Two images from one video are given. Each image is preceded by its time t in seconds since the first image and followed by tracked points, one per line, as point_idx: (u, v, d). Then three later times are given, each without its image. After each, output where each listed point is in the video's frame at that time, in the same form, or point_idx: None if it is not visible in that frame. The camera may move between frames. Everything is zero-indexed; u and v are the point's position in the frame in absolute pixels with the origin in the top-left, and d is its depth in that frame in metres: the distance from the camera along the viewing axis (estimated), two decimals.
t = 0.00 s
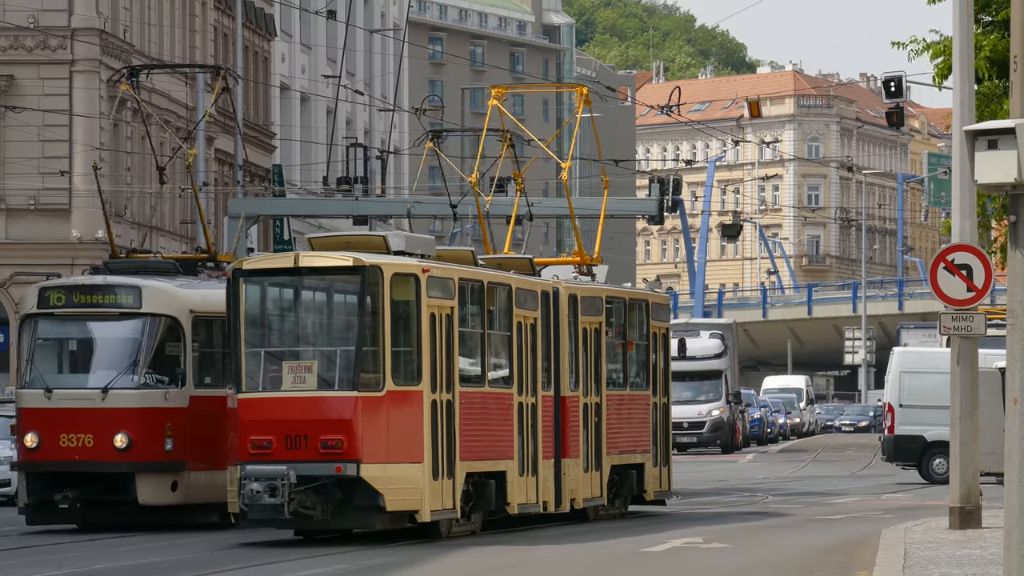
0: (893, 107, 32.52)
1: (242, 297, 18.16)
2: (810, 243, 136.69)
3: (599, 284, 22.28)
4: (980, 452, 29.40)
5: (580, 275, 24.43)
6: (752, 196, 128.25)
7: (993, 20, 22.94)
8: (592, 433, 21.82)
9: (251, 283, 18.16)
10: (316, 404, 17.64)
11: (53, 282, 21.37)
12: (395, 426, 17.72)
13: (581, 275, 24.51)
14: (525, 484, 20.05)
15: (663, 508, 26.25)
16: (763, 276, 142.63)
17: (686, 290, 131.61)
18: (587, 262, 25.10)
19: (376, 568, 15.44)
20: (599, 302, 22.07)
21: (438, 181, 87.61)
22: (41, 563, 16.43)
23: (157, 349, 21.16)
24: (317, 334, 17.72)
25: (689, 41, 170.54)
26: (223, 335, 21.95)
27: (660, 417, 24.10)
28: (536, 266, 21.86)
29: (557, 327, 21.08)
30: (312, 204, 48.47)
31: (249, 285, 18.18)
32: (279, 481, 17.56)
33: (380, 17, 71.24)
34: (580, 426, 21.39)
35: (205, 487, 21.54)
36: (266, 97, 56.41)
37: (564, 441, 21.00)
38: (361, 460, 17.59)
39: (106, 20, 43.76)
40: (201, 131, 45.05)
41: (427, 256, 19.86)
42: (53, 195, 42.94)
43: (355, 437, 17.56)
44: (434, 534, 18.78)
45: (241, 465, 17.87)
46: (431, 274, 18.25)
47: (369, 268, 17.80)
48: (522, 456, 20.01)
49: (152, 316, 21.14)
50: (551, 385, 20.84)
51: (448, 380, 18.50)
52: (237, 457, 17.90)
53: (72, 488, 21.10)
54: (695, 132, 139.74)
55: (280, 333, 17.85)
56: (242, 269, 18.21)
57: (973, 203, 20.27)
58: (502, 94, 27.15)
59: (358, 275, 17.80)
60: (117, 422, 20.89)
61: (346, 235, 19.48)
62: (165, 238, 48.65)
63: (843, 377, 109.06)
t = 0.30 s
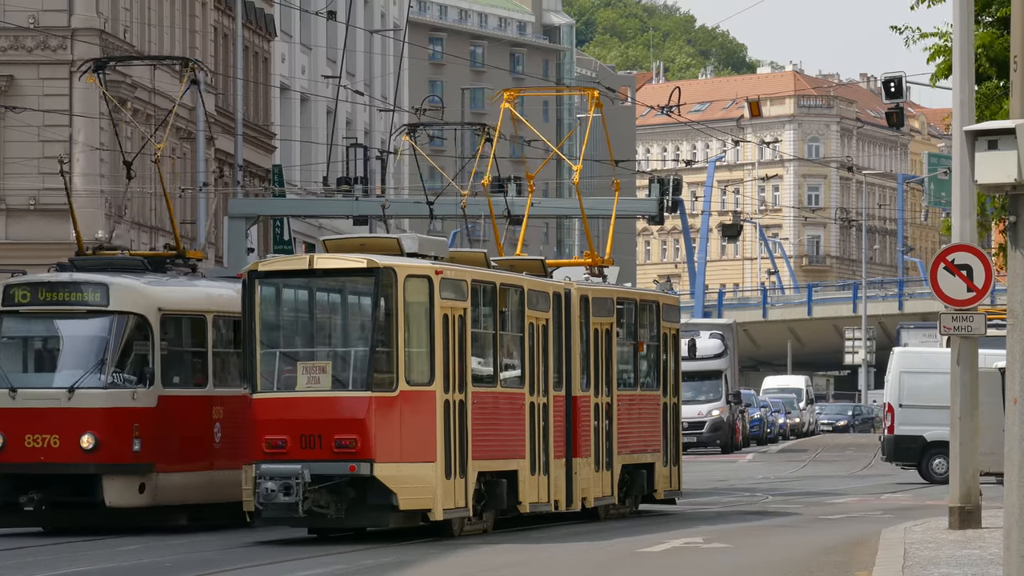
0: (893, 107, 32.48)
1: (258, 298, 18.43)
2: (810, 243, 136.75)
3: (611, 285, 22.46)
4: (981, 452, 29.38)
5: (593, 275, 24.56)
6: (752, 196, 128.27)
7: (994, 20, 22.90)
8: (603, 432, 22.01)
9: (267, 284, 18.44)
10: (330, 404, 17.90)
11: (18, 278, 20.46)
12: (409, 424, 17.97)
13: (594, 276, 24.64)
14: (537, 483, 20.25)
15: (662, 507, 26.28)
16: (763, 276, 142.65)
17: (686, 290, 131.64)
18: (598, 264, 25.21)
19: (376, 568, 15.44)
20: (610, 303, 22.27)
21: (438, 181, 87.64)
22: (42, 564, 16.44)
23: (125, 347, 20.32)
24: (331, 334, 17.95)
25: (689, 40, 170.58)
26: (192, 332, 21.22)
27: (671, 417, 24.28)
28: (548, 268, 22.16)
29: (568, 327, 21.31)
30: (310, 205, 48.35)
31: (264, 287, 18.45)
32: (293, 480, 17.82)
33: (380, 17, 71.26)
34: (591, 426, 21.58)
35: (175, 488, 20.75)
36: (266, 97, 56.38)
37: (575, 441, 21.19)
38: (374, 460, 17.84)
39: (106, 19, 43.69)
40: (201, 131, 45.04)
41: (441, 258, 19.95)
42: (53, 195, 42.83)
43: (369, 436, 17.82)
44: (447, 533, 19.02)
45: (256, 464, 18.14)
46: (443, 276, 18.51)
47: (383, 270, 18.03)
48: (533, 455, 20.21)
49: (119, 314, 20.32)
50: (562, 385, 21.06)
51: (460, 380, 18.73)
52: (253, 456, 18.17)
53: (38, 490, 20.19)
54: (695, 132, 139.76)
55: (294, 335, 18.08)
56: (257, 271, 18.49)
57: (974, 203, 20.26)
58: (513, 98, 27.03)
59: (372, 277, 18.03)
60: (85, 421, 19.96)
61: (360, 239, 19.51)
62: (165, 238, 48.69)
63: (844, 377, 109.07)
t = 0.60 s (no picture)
0: (893, 107, 32.48)
1: (272, 299, 18.63)
2: (810, 244, 136.82)
3: (621, 287, 22.72)
4: (981, 452, 29.38)
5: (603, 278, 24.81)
6: (753, 196, 128.36)
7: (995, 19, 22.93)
8: (615, 432, 22.24)
9: (282, 287, 18.65)
10: (346, 405, 18.11)
11: None
12: (422, 424, 18.17)
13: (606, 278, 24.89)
14: (549, 482, 20.43)
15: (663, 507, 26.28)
16: (764, 277, 142.73)
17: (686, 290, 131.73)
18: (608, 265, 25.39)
19: (377, 568, 15.45)
20: (621, 305, 22.51)
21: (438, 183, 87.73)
22: (43, 564, 16.45)
23: (91, 346, 19.70)
24: (344, 336, 18.15)
25: (688, 41, 170.67)
26: (160, 330, 20.65)
27: (682, 417, 24.50)
28: (559, 269, 22.26)
29: (579, 328, 21.54)
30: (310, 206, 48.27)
31: (279, 289, 18.66)
32: (308, 480, 18.04)
33: (380, 17, 71.33)
34: (602, 427, 21.82)
35: (144, 490, 20.08)
36: (266, 97, 56.38)
37: (587, 441, 21.39)
38: (388, 459, 18.05)
39: (106, 20, 43.58)
40: (201, 131, 45.15)
41: (453, 259, 20.03)
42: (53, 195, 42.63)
43: (383, 436, 18.04)
44: (460, 532, 19.22)
45: (271, 464, 18.35)
46: (456, 278, 18.69)
47: (396, 272, 18.22)
48: (545, 455, 20.39)
49: (85, 313, 19.72)
50: (574, 387, 21.28)
51: (473, 380, 18.93)
52: (267, 456, 18.39)
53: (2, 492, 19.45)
54: (695, 133, 139.84)
55: (308, 336, 18.29)
56: (272, 273, 18.72)
57: (973, 203, 20.27)
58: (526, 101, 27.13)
59: (385, 279, 18.23)
60: (52, 421, 19.32)
61: (373, 240, 19.59)
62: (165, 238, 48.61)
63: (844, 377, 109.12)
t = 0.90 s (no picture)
0: (893, 108, 32.49)
1: (286, 300, 18.87)
2: (809, 244, 136.82)
3: (630, 288, 22.99)
4: (980, 453, 29.39)
5: (613, 278, 25.04)
6: (753, 196, 128.41)
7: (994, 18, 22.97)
8: (624, 432, 22.50)
9: (295, 287, 18.88)
10: (359, 405, 18.33)
11: None
12: (434, 424, 18.38)
13: (615, 279, 25.13)
14: (559, 482, 20.67)
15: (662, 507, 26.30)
16: (763, 277, 142.75)
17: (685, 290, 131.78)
18: (618, 266, 25.48)
19: (377, 568, 15.46)
20: (631, 306, 22.80)
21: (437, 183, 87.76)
22: (43, 564, 16.47)
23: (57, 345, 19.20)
24: (357, 337, 18.39)
25: (688, 41, 170.72)
26: (127, 330, 20.06)
27: (690, 416, 24.75)
28: (570, 270, 22.26)
29: (589, 329, 21.81)
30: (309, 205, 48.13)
31: (293, 290, 18.88)
32: (321, 479, 18.27)
33: (380, 17, 71.37)
34: (612, 427, 22.09)
35: (112, 492, 19.58)
36: (266, 97, 56.38)
37: (597, 441, 21.66)
38: (400, 459, 18.27)
39: (106, 20, 43.55)
40: (201, 131, 45.05)
41: (464, 261, 20.29)
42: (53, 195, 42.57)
43: (395, 435, 18.24)
44: (471, 531, 19.44)
45: (285, 463, 18.59)
46: (468, 280, 18.94)
47: (409, 274, 18.44)
48: (556, 455, 20.63)
49: (50, 311, 19.24)
50: (583, 387, 21.53)
51: (484, 381, 19.18)
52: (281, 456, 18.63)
53: None
54: (694, 132, 139.88)
55: (322, 337, 18.56)
56: (286, 275, 18.96)
57: (974, 203, 20.26)
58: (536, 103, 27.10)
59: (398, 280, 18.46)
60: (15, 423, 18.87)
61: (385, 242, 19.95)
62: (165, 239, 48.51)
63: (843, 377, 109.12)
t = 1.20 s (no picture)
0: (894, 107, 32.46)
1: (299, 302, 19.29)
2: (809, 244, 136.79)
3: (641, 289, 23.34)
4: (980, 453, 29.42)
5: (624, 278, 25.31)
6: (753, 197, 128.42)
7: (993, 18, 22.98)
8: (634, 431, 22.88)
9: (309, 290, 19.28)
10: (372, 405, 18.75)
11: None
12: (444, 423, 18.75)
13: (626, 278, 25.40)
14: (570, 481, 21.01)
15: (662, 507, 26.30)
16: (763, 277, 142.72)
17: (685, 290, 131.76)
18: (629, 267, 25.58)
19: (379, 567, 15.48)
20: (642, 308, 23.15)
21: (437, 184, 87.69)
22: (46, 564, 16.50)
23: (18, 344, 18.81)
24: (371, 338, 18.83)
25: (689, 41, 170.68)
26: (92, 328, 19.61)
27: (700, 416, 25.10)
28: (580, 272, 22.64)
29: (601, 330, 22.15)
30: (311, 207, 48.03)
31: (306, 292, 19.30)
32: (334, 478, 18.68)
33: (380, 17, 71.38)
34: (622, 426, 22.43)
35: (78, 497, 19.12)
36: (266, 97, 56.37)
37: (608, 441, 21.98)
38: (412, 459, 18.66)
39: (106, 21, 43.56)
40: (201, 131, 44.95)
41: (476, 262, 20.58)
42: (53, 196, 42.50)
43: (407, 435, 18.65)
44: (483, 529, 19.79)
45: (298, 462, 19.05)
46: (480, 282, 19.32)
47: (421, 276, 18.88)
48: (566, 453, 20.98)
49: (12, 310, 18.85)
50: (595, 387, 21.86)
51: (495, 382, 19.55)
52: (295, 456, 19.07)
53: None
54: (695, 133, 139.79)
55: (335, 337, 18.99)
56: (300, 277, 19.36)
57: (974, 203, 20.27)
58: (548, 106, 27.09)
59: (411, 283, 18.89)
60: None
61: (400, 243, 20.34)
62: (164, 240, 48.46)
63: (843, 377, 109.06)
